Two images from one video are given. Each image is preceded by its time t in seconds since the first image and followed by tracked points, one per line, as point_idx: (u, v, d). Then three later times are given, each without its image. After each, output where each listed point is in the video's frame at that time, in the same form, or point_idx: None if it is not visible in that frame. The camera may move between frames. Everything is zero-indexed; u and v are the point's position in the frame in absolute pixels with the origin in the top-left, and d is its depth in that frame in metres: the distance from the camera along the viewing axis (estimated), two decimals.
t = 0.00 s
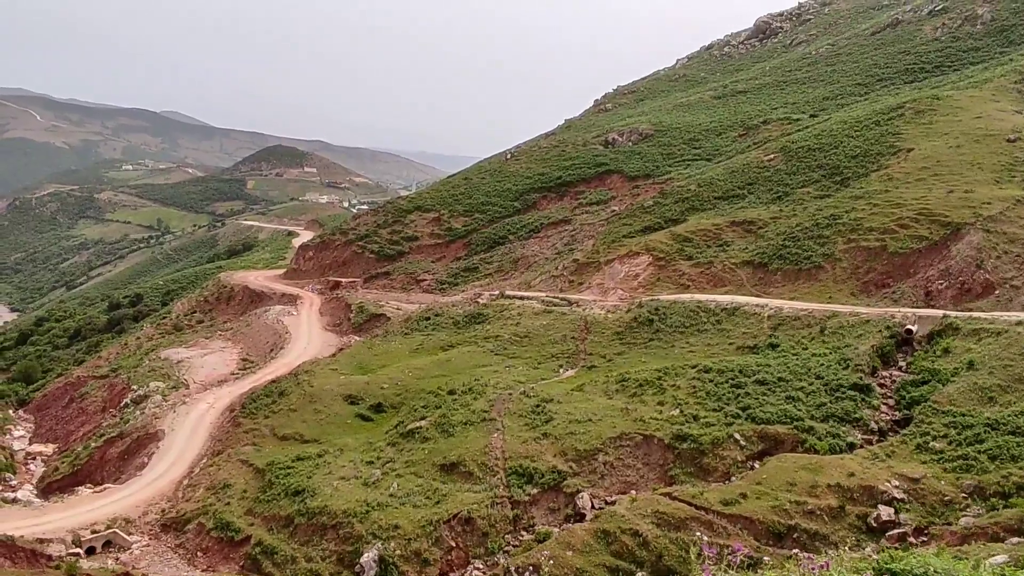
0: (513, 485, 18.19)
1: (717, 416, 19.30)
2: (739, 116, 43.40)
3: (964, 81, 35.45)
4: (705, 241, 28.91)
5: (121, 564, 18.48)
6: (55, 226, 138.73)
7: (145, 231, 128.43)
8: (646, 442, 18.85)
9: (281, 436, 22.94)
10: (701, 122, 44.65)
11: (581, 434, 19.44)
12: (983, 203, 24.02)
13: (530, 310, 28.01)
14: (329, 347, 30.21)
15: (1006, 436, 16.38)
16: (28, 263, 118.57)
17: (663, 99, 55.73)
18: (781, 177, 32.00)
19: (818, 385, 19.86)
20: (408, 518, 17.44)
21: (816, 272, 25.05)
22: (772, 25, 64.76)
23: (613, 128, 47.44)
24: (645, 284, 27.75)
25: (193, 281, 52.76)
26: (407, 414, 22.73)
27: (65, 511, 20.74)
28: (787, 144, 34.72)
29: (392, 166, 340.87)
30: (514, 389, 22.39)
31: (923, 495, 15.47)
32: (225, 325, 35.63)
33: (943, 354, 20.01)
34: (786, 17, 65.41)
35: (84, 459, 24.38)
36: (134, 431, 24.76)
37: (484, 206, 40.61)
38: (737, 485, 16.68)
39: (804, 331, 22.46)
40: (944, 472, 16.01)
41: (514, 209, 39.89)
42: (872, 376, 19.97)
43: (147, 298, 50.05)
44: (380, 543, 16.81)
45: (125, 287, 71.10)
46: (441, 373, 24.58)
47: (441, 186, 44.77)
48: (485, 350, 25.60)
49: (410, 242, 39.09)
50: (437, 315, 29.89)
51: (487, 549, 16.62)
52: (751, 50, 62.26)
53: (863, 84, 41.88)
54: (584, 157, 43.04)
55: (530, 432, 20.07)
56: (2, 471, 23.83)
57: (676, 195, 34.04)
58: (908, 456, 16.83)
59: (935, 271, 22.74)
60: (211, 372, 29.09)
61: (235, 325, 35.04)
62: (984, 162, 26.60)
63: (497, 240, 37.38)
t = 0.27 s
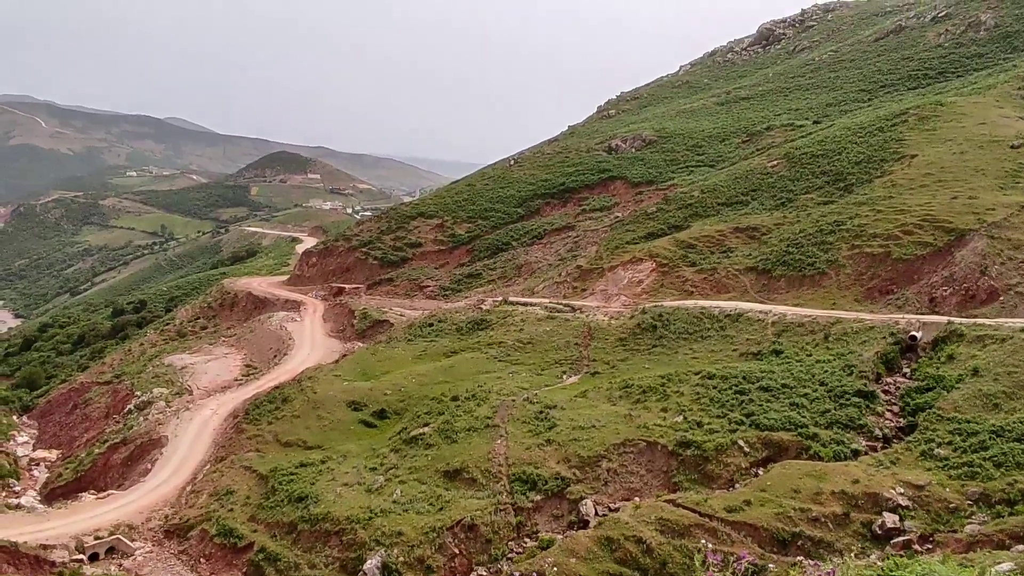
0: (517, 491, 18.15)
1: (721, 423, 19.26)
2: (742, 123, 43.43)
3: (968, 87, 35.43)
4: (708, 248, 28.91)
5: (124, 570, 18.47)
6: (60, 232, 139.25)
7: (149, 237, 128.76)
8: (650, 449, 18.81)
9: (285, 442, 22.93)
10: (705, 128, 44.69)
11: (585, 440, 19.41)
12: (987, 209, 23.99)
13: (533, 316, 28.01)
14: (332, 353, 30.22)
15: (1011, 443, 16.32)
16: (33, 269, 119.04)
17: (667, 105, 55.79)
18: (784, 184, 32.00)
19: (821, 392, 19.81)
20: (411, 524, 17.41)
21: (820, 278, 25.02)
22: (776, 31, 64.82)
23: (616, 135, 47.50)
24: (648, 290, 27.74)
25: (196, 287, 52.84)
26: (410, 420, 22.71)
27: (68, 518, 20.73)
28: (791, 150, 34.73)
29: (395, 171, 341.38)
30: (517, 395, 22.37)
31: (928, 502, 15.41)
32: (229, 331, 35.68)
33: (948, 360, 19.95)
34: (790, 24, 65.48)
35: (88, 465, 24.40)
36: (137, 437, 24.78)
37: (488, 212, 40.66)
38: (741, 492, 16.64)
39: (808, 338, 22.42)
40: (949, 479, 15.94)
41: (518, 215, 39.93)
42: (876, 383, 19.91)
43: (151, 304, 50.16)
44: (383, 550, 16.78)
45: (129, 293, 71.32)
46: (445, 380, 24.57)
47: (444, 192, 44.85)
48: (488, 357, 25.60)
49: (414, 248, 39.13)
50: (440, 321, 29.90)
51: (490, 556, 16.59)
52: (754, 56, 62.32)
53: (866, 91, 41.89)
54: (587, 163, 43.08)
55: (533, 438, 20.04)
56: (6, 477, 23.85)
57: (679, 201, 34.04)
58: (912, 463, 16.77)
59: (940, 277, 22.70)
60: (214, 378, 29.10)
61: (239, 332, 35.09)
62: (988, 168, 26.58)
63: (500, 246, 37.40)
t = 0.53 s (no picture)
0: (522, 495, 18.12)
1: (727, 427, 19.20)
2: (748, 126, 43.41)
3: (975, 90, 35.35)
4: (714, 252, 28.89)
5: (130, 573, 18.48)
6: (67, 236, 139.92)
7: (156, 241, 129.26)
8: (656, 453, 18.76)
9: (291, 446, 22.95)
10: (711, 132, 44.68)
11: (591, 445, 19.38)
12: (995, 213, 23.92)
13: (539, 320, 28.01)
14: (338, 357, 30.26)
15: (1020, 447, 16.23)
16: (41, 273, 119.64)
17: (672, 109, 55.79)
18: (790, 188, 31.95)
19: (828, 396, 19.74)
20: (417, 528, 17.40)
21: (827, 282, 24.97)
22: (782, 35, 64.77)
23: (622, 139, 47.52)
24: (654, 294, 27.72)
25: (203, 291, 52.99)
26: (416, 424, 22.72)
27: (75, 521, 20.77)
28: (797, 154, 34.70)
29: (400, 175, 341.82)
30: (523, 399, 22.36)
31: (935, 507, 15.34)
32: (235, 335, 35.76)
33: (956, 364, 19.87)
34: (796, 27, 65.43)
35: (94, 469, 24.46)
36: (144, 441, 24.84)
37: (493, 216, 40.69)
38: (747, 496, 16.59)
39: (815, 342, 22.36)
40: (957, 484, 15.87)
41: (523, 219, 39.95)
42: (883, 387, 19.83)
43: (157, 308, 50.31)
44: (389, 554, 16.77)
45: (136, 297, 71.58)
46: (451, 383, 24.57)
47: (450, 196, 44.91)
48: (494, 360, 25.60)
49: (420, 252, 39.17)
50: (446, 325, 29.91)
51: (496, 561, 16.56)
52: (760, 60, 62.29)
53: (872, 94, 41.83)
54: (593, 167, 43.10)
55: (539, 442, 20.02)
56: (13, 480, 23.93)
57: (685, 204, 34.01)
58: (920, 468, 16.69)
59: (947, 281, 22.63)
60: (220, 382, 29.15)
61: (245, 336, 35.17)
62: (995, 172, 26.51)
63: (506, 250, 37.42)
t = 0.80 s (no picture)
0: (530, 498, 18.10)
1: (734, 429, 19.15)
2: (756, 128, 43.33)
3: (983, 91, 35.20)
4: (721, 253, 28.85)
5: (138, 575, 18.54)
6: (75, 238, 140.65)
7: (163, 243, 129.82)
8: (663, 455, 18.71)
9: (298, 448, 23.00)
10: (718, 133, 44.61)
11: (598, 447, 19.34)
12: (1004, 215, 23.80)
13: (546, 322, 28.00)
14: (346, 359, 30.31)
15: None
16: (50, 276, 120.32)
17: (679, 110, 55.73)
18: (798, 189, 31.87)
19: (836, 398, 19.68)
20: (424, 530, 17.38)
21: (835, 284, 24.90)
22: (789, 36, 64.63)
23: (628, 140, 47.49)
24: (662, 296, 27.69)
25: (211, 293, 53.14)
26: (423, 426, 22.73)
27: (84, 522, 20.85)
28: (805, 156, 34.62)
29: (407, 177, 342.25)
30: (530, 401, 22.36)
31: (944, 509, 15.27)
32: (243, 337, 35.86)
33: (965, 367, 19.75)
34: (803, 29, 65.28)
35: (103, 470, 24.56)
36: (153, 443, 24.94)
37: (500, 218, 40.71)
38: (755, 499, 16.53)
39: (823, 344, 22.29)
40: (966, 487, 15.78)
41: (530, 221, 39.96)
42: (892, 390, 19.73)
43: (165, 310, 50.49)
44: (396, 556, 16.78)
45: (145, 299, 71.90)
46: (458, 386, 24.58)
47: (457, 198, 44.95)
48: (501, 363, 25.60)
49: (427, 254, 39.21)
50: (453, 327, 29.92)
51: (503, 563, 16.55)
52: (768, 61, 62.19)
53: (880, 96, 41.73)
54: (600, 169, 43.08)
55: (546, 444, 20.00)
56: (23, 482, 24.05)
57: (692, 206, 33.96)
58: (929, 471, 16.61)
59: (955, 283, 22.52)
60: (228, 384, 29.23)
61: (253, 338, 35.27)
62: (1004, 173, 26.39)
63: (513, 252, 37.43)
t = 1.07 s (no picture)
0: (541, 499, 18.07)
1: (747, 431, 19.06)
2: (769, 129, 43.17)
3: (1000, 92, 34.93)
4: (734, 255, 28.75)
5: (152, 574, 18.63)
6: (89, 239, 141.77)
7: (175, 244, 130.62)
8: (675, 457, 18.65)
9: (310, 449, 23.06)
10: (730, 135, 44.48)
11: (610, 449, 19.30)
12: (1020, 215, 23.60)
13: (558, 324, 27.98)
14: (357, 360, 30.39)
15: None
16: (64, 276, 121.36)
17: (692, 112, 55.63)
18: (811, 191, 31.73)
19: (850, 401, 19.56)
20: (436, 531, 17.39)
21: (848, 286, 24.78)
22: (802, 37, 64.38)
23: (640, 142, 47.42)
24: (674, 297, 27.63)
25: (224, 294, 53.40)
26: (435, 427, 22.75)
27: (98, 521, 20.99)
28: (818, 156, 34.47)
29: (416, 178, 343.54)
30: (542, 403, 22.35)
31: (959, 513, 15.14)
32: (255, 338, 36.04)
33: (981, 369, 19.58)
34: (816, 29, 65.02)
35: (117, 470, 24.71)
36: (166, 443, 25.08)
37: (512, 219, 40.72)
38: (768, 502, 16.45)
39: (836, 346, 22.18)
40: (982, 491, 15.64)
41: (542, 222, 39.96)
42: (906, 392, 19.59)
43: (179, 311, 50.81)
44: (408, 557, 16.79)
45: (158, 300, 72.39)
46: (470, 387, 24.59)
47: (469, 199, 45.02)
48: (513, 364, 25.60)
49: (438, 256, 39.28)
50: (465, 329, 29.95)
51: (515, 565, 16.53)
52: (781, 62, 61.97)
53: (895, 96, 41.48)
54: (612, 170, 43.04)
55: (558, 446, 19.98)
56: (37, 481, 24.23)
57: (704, 208, 33.87)
58: (944, 474, 16.47)
59: (971, 285, 22.34)
60: (241, 385, 29.37)
61: (265, 338, 35.42)
62: (1020, 174, 26.17)
63: (525, 253, 37.42)
